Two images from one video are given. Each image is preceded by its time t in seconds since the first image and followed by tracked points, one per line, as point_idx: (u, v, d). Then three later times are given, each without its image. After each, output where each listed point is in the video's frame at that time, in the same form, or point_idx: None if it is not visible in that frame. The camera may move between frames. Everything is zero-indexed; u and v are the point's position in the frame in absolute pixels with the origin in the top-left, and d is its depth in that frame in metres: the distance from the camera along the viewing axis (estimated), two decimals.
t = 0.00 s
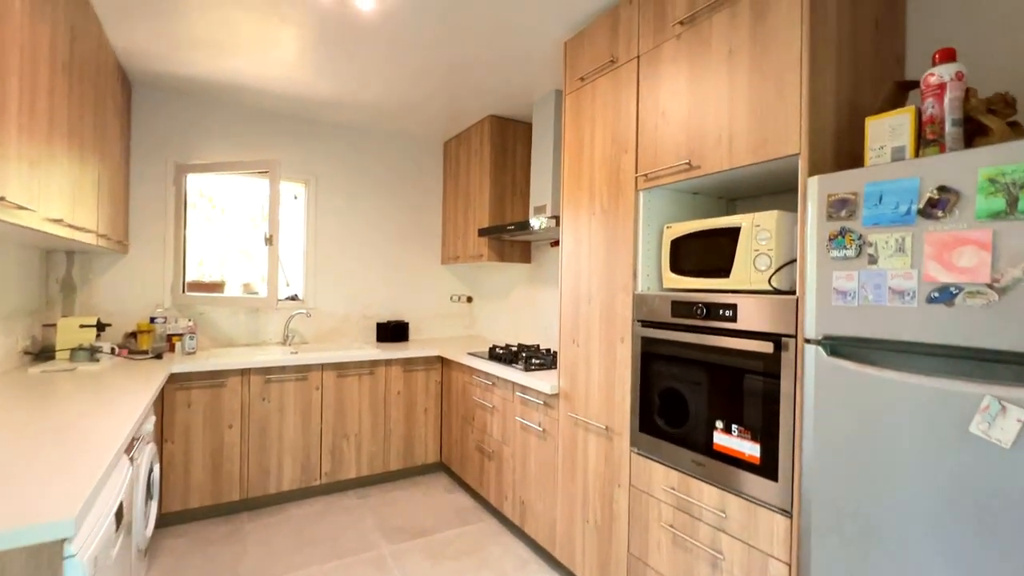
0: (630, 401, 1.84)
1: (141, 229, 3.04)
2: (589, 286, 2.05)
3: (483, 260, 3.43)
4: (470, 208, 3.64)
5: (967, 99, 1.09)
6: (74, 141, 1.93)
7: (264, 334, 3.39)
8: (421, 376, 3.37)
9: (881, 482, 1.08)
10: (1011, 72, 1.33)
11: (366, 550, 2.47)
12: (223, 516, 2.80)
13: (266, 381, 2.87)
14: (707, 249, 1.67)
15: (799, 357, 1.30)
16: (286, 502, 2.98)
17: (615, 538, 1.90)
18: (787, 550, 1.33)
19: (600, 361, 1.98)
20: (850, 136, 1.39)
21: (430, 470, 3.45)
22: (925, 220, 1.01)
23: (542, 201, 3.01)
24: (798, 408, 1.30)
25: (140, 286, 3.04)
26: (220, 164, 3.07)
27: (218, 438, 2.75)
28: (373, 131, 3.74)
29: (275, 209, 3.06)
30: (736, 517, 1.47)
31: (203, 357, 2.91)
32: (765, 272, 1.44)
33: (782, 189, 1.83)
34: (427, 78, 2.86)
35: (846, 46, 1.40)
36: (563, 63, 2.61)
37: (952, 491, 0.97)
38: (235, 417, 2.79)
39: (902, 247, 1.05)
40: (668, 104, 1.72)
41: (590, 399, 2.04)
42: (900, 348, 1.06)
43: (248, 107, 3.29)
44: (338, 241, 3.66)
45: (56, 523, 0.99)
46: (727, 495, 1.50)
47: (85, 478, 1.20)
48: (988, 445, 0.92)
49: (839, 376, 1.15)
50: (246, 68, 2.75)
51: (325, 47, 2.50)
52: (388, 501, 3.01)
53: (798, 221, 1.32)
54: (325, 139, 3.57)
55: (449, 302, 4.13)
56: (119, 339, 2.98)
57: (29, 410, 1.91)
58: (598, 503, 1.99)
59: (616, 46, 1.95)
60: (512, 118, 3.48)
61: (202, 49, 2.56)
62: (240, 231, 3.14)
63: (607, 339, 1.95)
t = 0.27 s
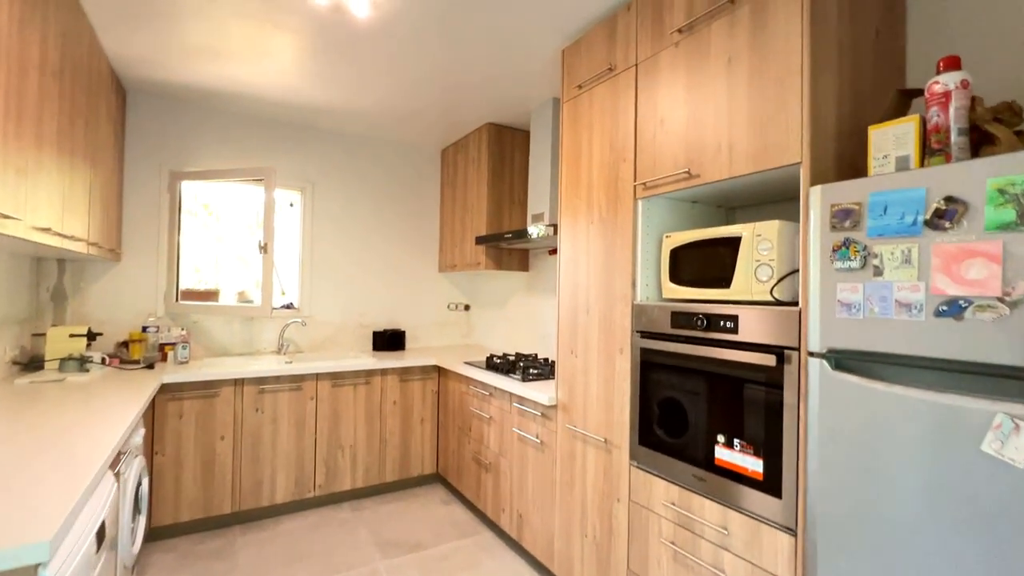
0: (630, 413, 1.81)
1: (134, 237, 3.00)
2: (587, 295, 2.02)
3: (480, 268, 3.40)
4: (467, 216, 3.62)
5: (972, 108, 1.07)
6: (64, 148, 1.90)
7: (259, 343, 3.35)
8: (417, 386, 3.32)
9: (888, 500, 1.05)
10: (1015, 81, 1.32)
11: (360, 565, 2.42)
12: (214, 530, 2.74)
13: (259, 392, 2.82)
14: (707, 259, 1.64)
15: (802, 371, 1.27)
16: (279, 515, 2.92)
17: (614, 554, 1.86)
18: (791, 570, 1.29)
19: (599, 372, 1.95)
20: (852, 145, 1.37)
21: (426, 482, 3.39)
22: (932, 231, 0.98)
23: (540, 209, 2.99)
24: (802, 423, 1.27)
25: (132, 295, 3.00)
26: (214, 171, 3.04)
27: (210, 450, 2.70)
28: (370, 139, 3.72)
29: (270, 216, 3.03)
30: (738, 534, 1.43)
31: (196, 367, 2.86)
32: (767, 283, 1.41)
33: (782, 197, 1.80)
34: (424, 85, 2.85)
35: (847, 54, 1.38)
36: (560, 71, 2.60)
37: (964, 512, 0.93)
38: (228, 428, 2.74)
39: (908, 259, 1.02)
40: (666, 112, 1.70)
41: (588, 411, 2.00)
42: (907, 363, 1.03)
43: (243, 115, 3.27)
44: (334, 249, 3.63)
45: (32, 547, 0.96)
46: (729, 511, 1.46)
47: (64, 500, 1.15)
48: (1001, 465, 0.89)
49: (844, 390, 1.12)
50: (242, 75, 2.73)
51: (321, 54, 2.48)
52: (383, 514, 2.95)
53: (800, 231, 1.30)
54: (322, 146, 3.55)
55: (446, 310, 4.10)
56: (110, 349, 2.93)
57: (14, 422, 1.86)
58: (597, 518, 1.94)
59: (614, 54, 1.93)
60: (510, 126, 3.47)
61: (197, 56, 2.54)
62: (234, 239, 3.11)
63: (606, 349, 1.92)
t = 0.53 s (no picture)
0: (630, 424, 1.77)
1: (128, 243, 2.97)
2: (587, 304, 1.99)
3: (478, 275, 3.37)
4: (465, 223, 3.59)
5: (981, 114, 1.04)
6: (55, 154, 1.87)
7: (254, 351, 3.31)
8: (414, 395, 3.28)
9: (899, 518, 1.01)
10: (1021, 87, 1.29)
11: None
12: (206, 543, 2.69)
13: (254, 401, 2.78)
14: (708, 267, 1.62)
15: (808, 383, 1.23)
16: (272, 527, 2.87)
17: (615, 570, 1.81)
18: None
19: (598, 382, 1.91)
20: (856, 152, 1.34)
21: (423, 492, 3.34)
22: (942, 240, 0.95)
23: (538, 216, 2.96)
24: (808, 436, 1.23)
25: (126, 303, 2.96)
26: (210, 178, 3.01)
27: (203, 460, 2.65)
28: (368, 145, 3.70)
29: (266, 223, 3.00)
30: (743, 550, 1.39)
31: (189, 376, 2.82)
32: (771, 292, 1.39)
33: (784, 204, 1.78)
34: (422, 92, 2.83)
35: (850, 60, 1.36)
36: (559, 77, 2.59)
37: (980, 531, 0.90)
38: (221, 439, 2.69)
39: (918, 268, 0.99)
40: (666, 119, 1.68)
41: (588, 421, 1.96)
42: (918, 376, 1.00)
43: (240, 121, 3.25)
44: (331, 256, 3.60)
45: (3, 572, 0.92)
46: (733, 526, 1.42)
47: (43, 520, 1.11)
48: (1018, 482, 0.85)
49: (852, 404, 1.09)
50: (238, 81, 2.71)
51: (318, 60, 2.47)
52: (379, 526, 2.90)
53: (804, 240, 1.27)
54: (319, 153, 3.53)
55: (444, 317, 4.06)
56: (102, 357, 2.89)
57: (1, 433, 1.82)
58: (597, 532, 1.90)
59: (613, 60, 1.92)
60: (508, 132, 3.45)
61: (193, 62, 2.52)
62: (230, 246, 3.08)
63: (606, 359, 1.88)
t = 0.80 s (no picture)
0: (632, 434, 1.73)
1: (122, 249, 2.93)
2: (587, 311, 1.95)
3: (477, 282, 3.34)
4: (464, 228, 3.56)
5: (993, 116, 1.02)
6: (46, 158, 1.84)
7: (249, 359, 3.27)
8: (412, 403, 3.23)
9: (914, 535, 0.97)
10: None
11: None
12: (198, 554, 2.63)
13: (249, 409, 2.73)
14: (711, 274, 1.58)
15: (816, 393, 1.20)
16: (266, 538, 2.81)
17: None
18: None
19: (599, 391, 1.87)
20: (862, 156, 1.32)
21: (421, 502, 3.29)
22: (956, 246, 0.92)
23: (538, 222, 2.93)
24: (816, 448, 1.19)
25: (119, 309, 2.92)
26: (206, 183, 2.98)
27: (196, 470, 2.60)
28: (366, 151, 3.68)
29: (263, 229, 2.97)
30: (749, 566, 1.35)
31: (183, 384, 2.78)
32: (776, 299, 1.35)
33: (787, 209, 1.75)
34: (420, 97, 2.81)
35: (855, 63, 1.33)
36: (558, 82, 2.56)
37: (1000, 551, 0.86)
38: (215, 448, 2.64)
39: (930, 275, 0.96)
40: (668, 123, 1.65)
41: (588, 431, 1.92)
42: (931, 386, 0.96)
43: (237, 126, 3.23)
44: (329, 262, 3.57)
45: None
46: (739, 541, 1.38)
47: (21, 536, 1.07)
48: None
49: (863, 415, 1.05)
50: (235, 85, 2.69)
51: (315, 64, 2.44)
52: (375, 537, 2.84)
53: (810, 246, 1.24)
54: (317, 158, 3.51)
55: (443, 324, 4.03)
56: (95, 365, 2.84)
57: None
58: (598, 545, 1.85)
59: (613, 64, 1.89)
60: (507, 138, 3.43)
61: (189, 66, 2.50)
62: (226, 252, 3.05)
63: (607, 367, 1.84)
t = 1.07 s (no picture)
0: (635, 443, 1.69)
1: (117, 253, 2.89)
2: (589, 317, 1.91)
3: (477, 287, 3.30)
4: (463, 233, 3.53)
5: (1012, 114, 0.98)
6: (36, 160, 1.80)
7: (245, 365, 3.22)
8: (410, 410, 3.18)
9: (935, 554, 0.92)
10: None
11: None
12: (191, 566, 2.57)
13: (244, 416, 2.68)
14: (716, 278, 1.55)
15: (828, 402, 1.15)
16: (261, 549, 2.75)
17: None
18: None
19: (601, 398, 1.83)
20: (872, 157, 1.28)
21: (419, 511, 3.23)
22: (978, 249, 0.88)
23: (538, 226, 2.90)
24: (829, 459, 1.15)
25: (113, 314, 2.88)
26: (203, 187, 2.95)
27: (189, 479, 2.54)
28: (364, 155, 3.66)
29: (259, 233, 2.93)
30: None
31: (177, 390, 2.72)
32: (785, 304, 1.31)
33: (793, 212, 1.72)
34: (420, 100, 2.78)
35: (864, 61, 1.30)
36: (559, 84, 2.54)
37: None
38: (208, 456, 2.59)
39: (950, 279, 0.92)
40: (672, 124, 1.62)
41: (590, 440, 1.87)
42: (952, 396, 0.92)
43: (234, 129, 3.20)
44: (326, 267, 3.53)
45: None
46: (748, 556, 1.33)
47: None
48: None
49: (879, 426, 1.01)
50: (233, 88, 2.66)
51: (313, 66, 2.41)
52: (372, 547, 2.79)
53: (821, 249, 1.20)
54: (315, 162, 3.48)
55: (442, 329, 3.98)
56: (87, 371, 2.80)
57: None
58: (601, 557, 1.80)
59: (615, 65, 1.86)
60: (507, 142, 3.40)
61: (185, 68, 2.47)
62: (222, 257, 3.01)
63: (610, 374, 1.80)
